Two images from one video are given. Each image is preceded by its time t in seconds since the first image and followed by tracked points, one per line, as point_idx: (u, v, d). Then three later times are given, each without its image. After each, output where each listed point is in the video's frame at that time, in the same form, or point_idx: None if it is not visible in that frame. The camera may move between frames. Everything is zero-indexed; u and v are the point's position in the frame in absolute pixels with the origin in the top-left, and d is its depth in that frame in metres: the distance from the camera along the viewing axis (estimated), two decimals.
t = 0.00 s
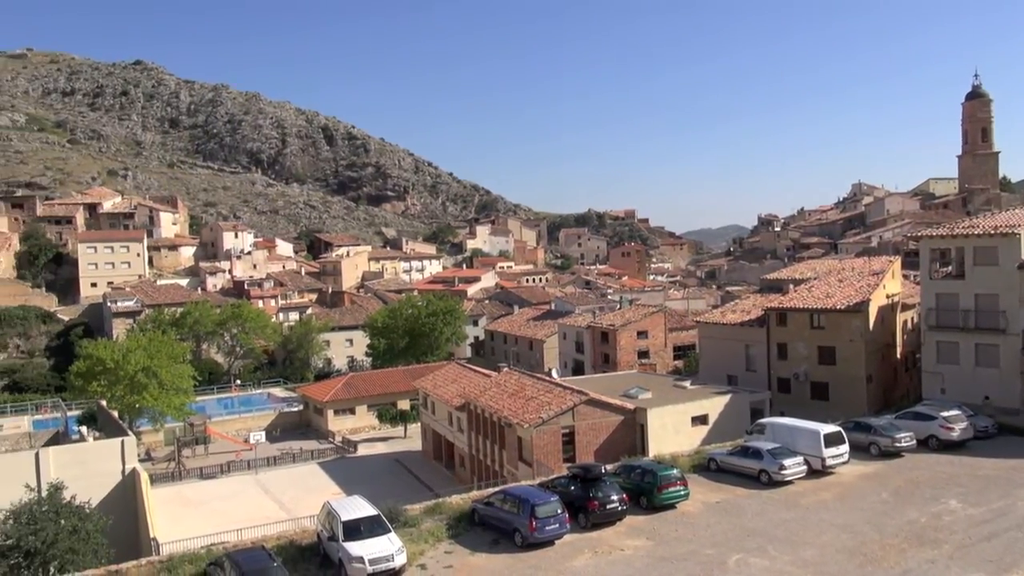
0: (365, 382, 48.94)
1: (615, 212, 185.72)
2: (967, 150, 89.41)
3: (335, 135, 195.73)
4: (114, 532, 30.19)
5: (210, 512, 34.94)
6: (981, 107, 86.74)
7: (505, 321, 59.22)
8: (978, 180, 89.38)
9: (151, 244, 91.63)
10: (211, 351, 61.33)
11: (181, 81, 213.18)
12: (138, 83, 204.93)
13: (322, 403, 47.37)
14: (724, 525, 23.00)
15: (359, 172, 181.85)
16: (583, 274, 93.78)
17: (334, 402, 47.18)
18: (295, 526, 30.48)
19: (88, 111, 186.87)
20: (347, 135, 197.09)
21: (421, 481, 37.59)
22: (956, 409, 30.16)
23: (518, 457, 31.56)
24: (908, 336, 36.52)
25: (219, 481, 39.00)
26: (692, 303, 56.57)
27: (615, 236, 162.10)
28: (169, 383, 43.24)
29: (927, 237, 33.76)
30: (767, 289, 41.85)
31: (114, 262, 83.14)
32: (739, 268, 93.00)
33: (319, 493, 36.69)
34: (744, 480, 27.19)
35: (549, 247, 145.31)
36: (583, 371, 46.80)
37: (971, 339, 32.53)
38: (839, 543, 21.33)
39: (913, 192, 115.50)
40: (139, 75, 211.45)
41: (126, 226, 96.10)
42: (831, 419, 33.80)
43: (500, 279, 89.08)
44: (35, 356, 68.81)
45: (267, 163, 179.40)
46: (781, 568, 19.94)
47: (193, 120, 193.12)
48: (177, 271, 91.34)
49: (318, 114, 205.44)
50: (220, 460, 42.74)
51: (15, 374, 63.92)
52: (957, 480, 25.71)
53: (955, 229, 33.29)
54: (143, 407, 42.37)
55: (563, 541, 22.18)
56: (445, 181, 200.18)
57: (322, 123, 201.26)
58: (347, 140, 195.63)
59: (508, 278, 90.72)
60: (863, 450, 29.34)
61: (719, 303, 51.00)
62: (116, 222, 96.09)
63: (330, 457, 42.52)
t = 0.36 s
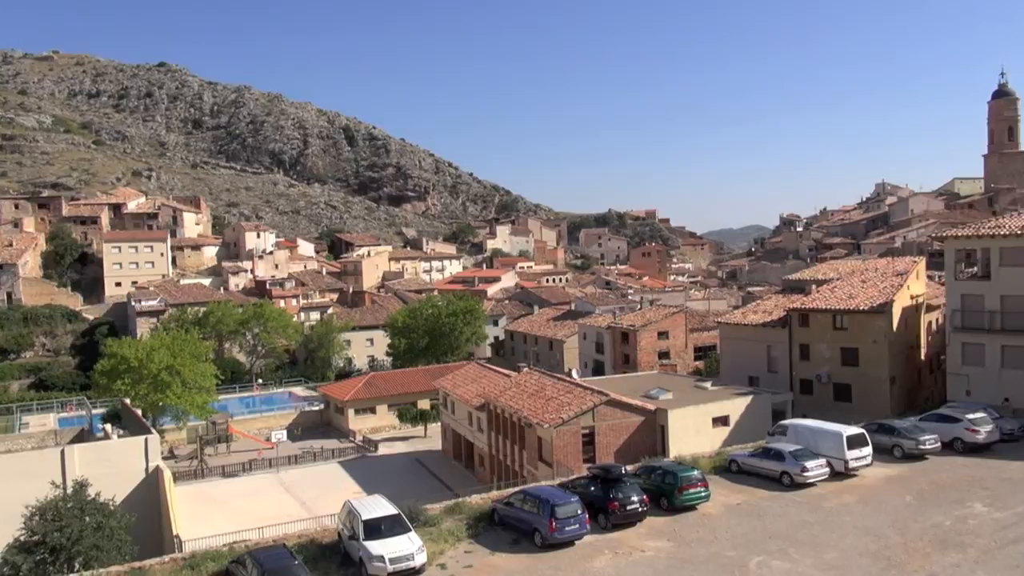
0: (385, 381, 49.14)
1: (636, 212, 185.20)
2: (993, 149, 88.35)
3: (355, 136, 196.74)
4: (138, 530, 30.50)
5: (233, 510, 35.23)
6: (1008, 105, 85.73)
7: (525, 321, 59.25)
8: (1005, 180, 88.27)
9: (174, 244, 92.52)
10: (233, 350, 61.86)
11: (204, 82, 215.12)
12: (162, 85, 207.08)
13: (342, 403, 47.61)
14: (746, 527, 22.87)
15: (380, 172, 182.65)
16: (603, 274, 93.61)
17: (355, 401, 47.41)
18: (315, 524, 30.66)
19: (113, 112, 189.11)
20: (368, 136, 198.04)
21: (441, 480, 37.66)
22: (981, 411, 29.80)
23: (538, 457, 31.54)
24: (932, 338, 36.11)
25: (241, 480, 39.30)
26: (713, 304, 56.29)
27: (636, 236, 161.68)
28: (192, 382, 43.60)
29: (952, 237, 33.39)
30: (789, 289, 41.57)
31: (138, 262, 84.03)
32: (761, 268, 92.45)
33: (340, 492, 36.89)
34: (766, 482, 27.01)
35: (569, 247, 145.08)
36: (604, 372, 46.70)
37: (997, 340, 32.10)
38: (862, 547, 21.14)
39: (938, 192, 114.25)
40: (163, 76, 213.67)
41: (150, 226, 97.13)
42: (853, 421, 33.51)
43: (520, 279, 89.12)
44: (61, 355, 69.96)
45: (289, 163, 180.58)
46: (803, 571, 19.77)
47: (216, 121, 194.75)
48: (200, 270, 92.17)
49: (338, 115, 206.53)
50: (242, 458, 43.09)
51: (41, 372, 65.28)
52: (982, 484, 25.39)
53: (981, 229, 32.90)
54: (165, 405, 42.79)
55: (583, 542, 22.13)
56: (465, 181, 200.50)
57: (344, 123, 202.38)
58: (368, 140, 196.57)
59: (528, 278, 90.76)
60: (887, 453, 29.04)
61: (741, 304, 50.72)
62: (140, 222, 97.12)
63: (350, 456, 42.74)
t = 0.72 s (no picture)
0: (405, 381, 49.30)
1: (656, 212, 184.58)
2: (1020, 148, 87.17)
3: (376, 136, 197.64)
4: (161, 528, 30.76)
5: (254, 508, 35.48)
6: None
7: (545, 322, 59.23)
8: None
9: (197, 244, 93.35)
10: (255, 350, 62.35)
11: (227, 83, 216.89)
12: (185, 86, 209.05)
13: (363, 402, 47.82)
14: (767, 529, 22.72)
15: (400, 172, 183.34)
16: (623, 274, 93.42)
17: (375, 401, 47.62)
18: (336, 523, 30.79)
19: (137, 114, 191.18)
20: (388, 136, 198.86)
21: (461, 480, 37.73)
22: (1008, 414, 29.41)
23: (558, 457, 31.50)
24: (957, 339, 35.69)
25: (263, 478, 39.57)
26: (735, 304, 55.99)
27: (656, 236, 161.18)
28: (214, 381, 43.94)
29: (977, 237, 32.97)
30: (811, 290, 41.26)
31: (161, 261, 84.87)
32: (782, 268, 91.86)
33: (361, 492, 37.03)
34: (787, 484, 26.80)
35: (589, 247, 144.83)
36: (624, 372, 46.58)
37: None
38: (885, 550, 20.94)
39: (963, 191, 112.98)
40: (186, 78, 215.70)
41: (173, 226, 98.07)
42: (876, 423, 33.19)
43: (540, 279, 89.10)
44: (86, 354, 70.85)
45: (310, 164, 181.67)
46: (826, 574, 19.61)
47: (238, 122, 196.27)
48: (222, 270, 92.93)
49: (359, 115, 207.48)
50: (263, 457, 43.39)
51: (67, 370, 66.19)
52: (1008, 487, 25.06)
53: (1007, 229, 32.46)
54: (188, 403, 43.21)
55: (603, 543, 22.09)
56: (485, 182, 200.70)
57: (364, 124, 203.29)
58: (388, 141, 197.39)
59: (548, 278, 90.74)
60: (911, 455, 28.74)
61: (762, 304, 50.41)
62: (163, 223, 98.07)
63: (371, 456, 42.93)
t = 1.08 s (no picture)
0: (425, 380, 49.46)
1: (677, 212, 183.81)
2: None
3: (397, 136, 198.37)
4: (184, 525, 31.00)
5: (276, 506, 35.71)
6: None
7: (565, 322, 59.20)
8: None
9: (219, 244, 94.16)
10: (276, 349, 62.83)
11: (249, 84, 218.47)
12: (208, 88, 210.88)
13: (383, 401, 48.03)
14: (789, 531, 22.54)
15: (420, 172, 183.96)
16: (643, 274, 93.22)
17: (395, 400, 47.79)
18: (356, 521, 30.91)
19: (160, 115, 193.17)
20: (409, 137, 199.52)
21: (481, 480, 37.79)
22: None
23: (578, 458, 31.46)
24: (983, 340, 35.27)
25: (284, 476, 39.83)
26: (756, 304, 55.66)
27: (677, 236, 160.58)
28: (236, 379, 44.24)
29: (1004, 237, 32.55)
30: (834, 290, 40.93)
31: (184, 261, 85.68)
32: (804, 269, 91.24)
33: (381, 490, 37.15)
34: (810, 486, 26.57)
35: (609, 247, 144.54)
36: (644, 373, 46.44)
37: None
38: (909, 553, 20.73)
39: (989, 191, 111.62)
40: (209, 79, 217.62)
41: (196, 226, 99.01)
42: (900, 425, 32.85)
43: (559, 279, 89.08)
44: (110, 352, 71.68)
45: (331, 164, 182.68)
46: None
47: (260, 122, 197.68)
48: (244, 270, 93.68)
49: (379, 116, 208.31)
50: (284, 455, 43.69)
51: (91, 368, 67.00)
52: None
53: None
54: (210, 402, 43.55)
55: (623, 543, 22.02)
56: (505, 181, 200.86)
57: (385, 124, 204.16)
58: (409, 141, 198.03)
59: (568, 278, 90.64)
60: (935, 458, 28.40)
61: (784, 305, 50.11)
62: (186, 223, 99.02)
63: (391, 455, 43.10)
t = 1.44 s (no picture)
0: (445, 380, 49.58)
1: (698, 212, 182.97)
2: None
3: (417, 137, 198.99)
4: (206, 522, 31.22)
5: (297, 505, 35.91)
6: None
7: (585, 322, 59.10)
8: None
9: (241, 243, 94.87)
10: (297, 348, 63.22)
11: (270, 85, 219.88)
12: (231, 89, 212.53)
13: (403, 401, 48.19)
14: (811, 533, 22.37)
15: (440, 172, 184.40)
16: (664, 274, 92.84)
17: (415, 399, 47.93)
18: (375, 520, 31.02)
19: (183, 116, 194.90)
20: (429, 137, 200.02)
21: (501, 480, 37.81)
22: None
23: (598, 458, 31.39)
24: (1010, 341, 34.82)
25: (305, 475, 40.06)
26: (778, 305, 55.32)
27: (698, 236, 159.83)
28: (257, 378, 44.51)
29: None
30: (857, 291, 40.59)
31: (207, 261, 86.39)
32: (827, 269, 90.53)
33: (401, 490, 37.24)
34: (832, 487, 26.34)
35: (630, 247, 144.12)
36: (664, 373, 46.29)
37: None
38: (933, 557, 20.50)
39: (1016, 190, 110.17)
40: (231, 80, 219.28)
41: (218, 226, 99.81)
42: (924, 427, 32.50)
43: (580, 279, 88.95)
44: (134, 351, 72.39)
45: (351, 164, 183.55)
46: None
47: (281, 122, 198.88)
48: (266, 269, 94.30)
49: (399, 116, 208.94)
50: (305, 454, 43.95)
51: (115, 367, 67.67)
52: None
53: None
54: (232, 401, 43.86)
55: (643, 544, 21.94)
56: (525, 181, 200.70)
57: (406, 124, 204.88)
58: (429, 141, 198.53)
59: (589, 278, 90.47)
60: (960, 460, 28.08)
61: (806, 305, 49.74)
62: (209, 223, 99.84)
63: (411, 454, 43.20)
